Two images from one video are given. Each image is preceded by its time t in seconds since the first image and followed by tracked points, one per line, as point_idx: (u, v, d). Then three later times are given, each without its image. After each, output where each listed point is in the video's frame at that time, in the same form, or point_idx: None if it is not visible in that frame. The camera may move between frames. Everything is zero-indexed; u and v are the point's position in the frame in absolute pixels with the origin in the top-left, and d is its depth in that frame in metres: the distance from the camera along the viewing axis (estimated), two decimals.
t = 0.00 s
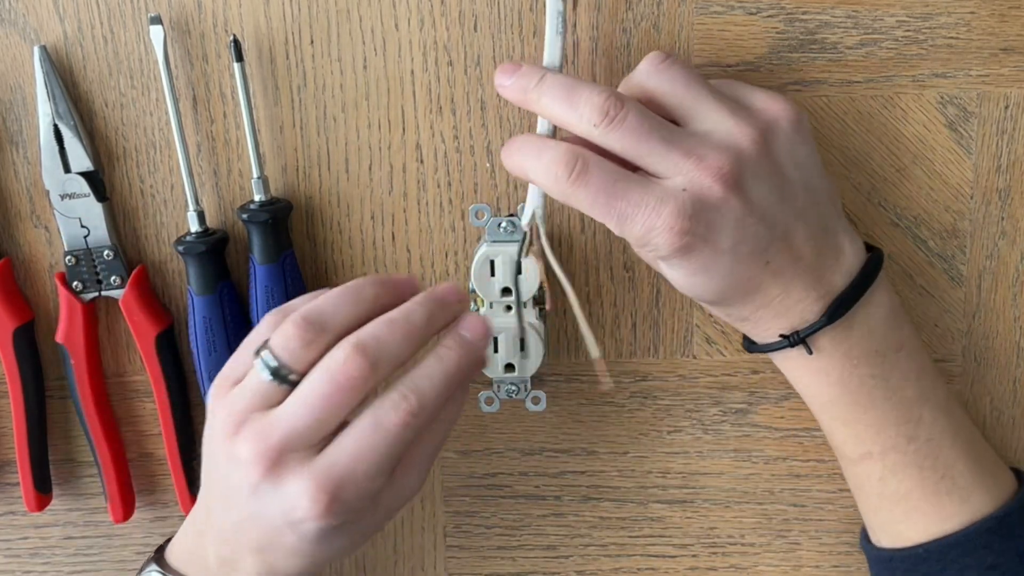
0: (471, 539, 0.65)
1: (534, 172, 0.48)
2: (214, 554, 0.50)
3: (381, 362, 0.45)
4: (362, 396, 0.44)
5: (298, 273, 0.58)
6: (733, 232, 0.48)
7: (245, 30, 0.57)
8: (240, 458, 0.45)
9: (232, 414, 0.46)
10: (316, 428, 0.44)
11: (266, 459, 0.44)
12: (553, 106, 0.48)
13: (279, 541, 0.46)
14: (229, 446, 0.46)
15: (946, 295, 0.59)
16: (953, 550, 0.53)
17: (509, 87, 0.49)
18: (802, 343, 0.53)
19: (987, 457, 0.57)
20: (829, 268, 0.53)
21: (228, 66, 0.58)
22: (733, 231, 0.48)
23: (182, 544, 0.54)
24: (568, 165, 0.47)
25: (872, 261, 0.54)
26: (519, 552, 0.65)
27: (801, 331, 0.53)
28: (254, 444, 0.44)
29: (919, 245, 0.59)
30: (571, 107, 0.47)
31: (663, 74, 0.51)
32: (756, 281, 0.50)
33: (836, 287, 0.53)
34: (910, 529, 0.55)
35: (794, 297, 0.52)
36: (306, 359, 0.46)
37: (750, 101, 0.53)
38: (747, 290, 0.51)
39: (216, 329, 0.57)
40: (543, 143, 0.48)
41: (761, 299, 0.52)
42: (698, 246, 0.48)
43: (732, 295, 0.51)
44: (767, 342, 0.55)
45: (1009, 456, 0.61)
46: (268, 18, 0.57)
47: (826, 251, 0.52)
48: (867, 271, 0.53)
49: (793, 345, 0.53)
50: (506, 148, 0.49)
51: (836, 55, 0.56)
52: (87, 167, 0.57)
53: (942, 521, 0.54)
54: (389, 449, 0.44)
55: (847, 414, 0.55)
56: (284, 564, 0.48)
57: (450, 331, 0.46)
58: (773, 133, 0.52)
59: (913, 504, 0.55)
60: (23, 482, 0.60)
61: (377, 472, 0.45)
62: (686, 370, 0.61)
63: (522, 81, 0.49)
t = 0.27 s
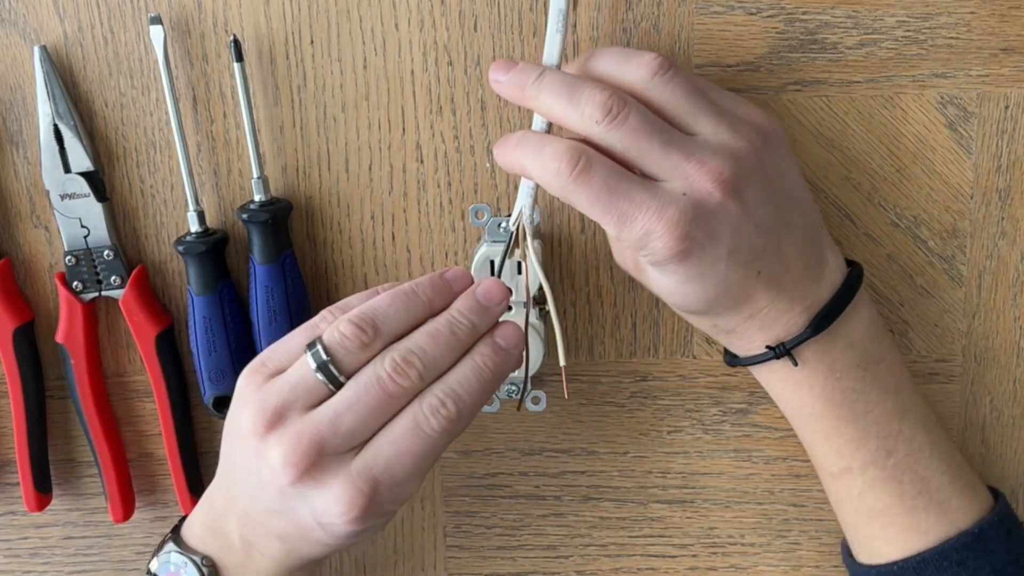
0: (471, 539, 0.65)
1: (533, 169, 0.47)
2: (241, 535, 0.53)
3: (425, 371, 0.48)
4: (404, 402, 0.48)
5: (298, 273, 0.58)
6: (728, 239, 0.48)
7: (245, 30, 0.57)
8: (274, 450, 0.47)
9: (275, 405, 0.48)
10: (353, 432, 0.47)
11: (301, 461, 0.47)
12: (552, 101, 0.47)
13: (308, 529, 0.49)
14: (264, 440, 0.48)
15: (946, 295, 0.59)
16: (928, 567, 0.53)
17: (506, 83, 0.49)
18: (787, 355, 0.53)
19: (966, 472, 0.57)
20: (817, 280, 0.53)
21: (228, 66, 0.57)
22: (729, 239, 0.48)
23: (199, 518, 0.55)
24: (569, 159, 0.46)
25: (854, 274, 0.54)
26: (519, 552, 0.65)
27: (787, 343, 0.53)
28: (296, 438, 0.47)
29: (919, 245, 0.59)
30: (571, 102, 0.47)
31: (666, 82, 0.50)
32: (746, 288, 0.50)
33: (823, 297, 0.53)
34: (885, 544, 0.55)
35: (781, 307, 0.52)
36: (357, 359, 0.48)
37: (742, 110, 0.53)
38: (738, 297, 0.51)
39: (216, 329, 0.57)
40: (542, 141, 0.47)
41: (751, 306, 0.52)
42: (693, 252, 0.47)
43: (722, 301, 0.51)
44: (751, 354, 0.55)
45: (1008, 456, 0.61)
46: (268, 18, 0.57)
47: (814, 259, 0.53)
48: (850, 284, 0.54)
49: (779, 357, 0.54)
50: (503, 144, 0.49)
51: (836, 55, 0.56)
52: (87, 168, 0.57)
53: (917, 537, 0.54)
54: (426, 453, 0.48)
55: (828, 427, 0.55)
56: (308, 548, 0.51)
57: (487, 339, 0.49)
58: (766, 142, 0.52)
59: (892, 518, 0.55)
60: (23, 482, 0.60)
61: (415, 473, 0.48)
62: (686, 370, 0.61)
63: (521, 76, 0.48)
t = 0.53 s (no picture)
0: (471, 539, 0.65)
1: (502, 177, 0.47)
2: (219, 511, 0.53)
3: (387, 343, 0.47)
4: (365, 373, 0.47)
5: (298, 273, 0.58)
6: (691, 268, 0.48)
7: (245, 30, 0.57)
8: (238, 417, 0.47)
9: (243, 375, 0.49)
10: (315, 400, 0.47)
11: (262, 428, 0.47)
12: (536, 106, 0.47)
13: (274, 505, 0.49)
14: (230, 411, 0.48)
15: (946, 294, 0.59)
16: None
17: (493, 74, 0.48)
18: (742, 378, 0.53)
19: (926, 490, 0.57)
20: (778, 307, 0.53)
21: (228, 66, 0.58)
22: (690, 272, 0.48)
23: (192, 494, 0.55)
24: (537, 178, 0.46)
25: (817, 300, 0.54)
26: (519, 552, 0.65)
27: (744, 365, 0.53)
28: (259, 405, 0.47)
29: (919, 245, 0.59)
30: (553, 110, 0.47)
31: (640, 107, 0.49)
32: (708, 315, 0.51)
33: (786, 320, 0.53)
34: (847, 562, 0.55)
35: (742, 328, 0.52)
36: (327, 331, 0.49)
37: (715, 135, 0.53)
38: (699, 323, 0.51)
39: (216, 329, 0.57)
40: (513, 150, 0.47)
41: (711, 331, 0.52)
42: (655, 279, 0.47)
43: (684, 324, 0.51)
44: (710, 373, 0.55)
45: (1008, 456, 0.61)
46: (268, 18, 0.57)
47: (777, 286, 0.53)
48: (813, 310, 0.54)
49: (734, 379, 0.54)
50: (473, 140, 0.47)
51: (836, 55, 0.56)
52: (87, 168, 0.57)
53: (881, 555, 0.54)
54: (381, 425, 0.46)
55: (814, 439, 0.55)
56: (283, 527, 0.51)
57: (451, 315, 0.48)
58: (739, 172, 0.52)
59: (852, 537, 0.55)
60: (23, 482, 0.60)
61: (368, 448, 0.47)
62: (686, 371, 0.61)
63: (510, 71, 0.48)
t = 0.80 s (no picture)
0: (471, 539, 0.65)
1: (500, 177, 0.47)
2: (223, 509, 0.53)
3: (391, 341, 0.47)
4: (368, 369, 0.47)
5: (298, 273, 0.58)
6: (690, 261, 0.48)
7: (245, 31, 0.57)
8: (240, 412, 0.47)
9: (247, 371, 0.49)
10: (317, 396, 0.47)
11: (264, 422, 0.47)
12: (531, 110, 0.47)
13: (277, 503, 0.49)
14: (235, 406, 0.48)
15: (946, 295, 0.59)
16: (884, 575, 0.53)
17: (490, 78, 0.48)
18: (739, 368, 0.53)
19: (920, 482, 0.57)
20: (773, 301, 0.53)
21: (228, 66, 0.58)
22: (690, 264, 0.48)
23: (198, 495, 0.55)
24: (536, 176, 0.46)
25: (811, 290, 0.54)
26: (519, 552, 0.65)
27: (740, 355, 0.53)
28: (262, 401, 0.47)
29: (919, 245, 0.59)
30: (548, 115, 0.47)
31: (635, 103, 0.49)
32: (707, 309, 0.51)
33: (781, 313, 0.53)
34: (841, 553, 0.55)
35: (738, 321, 0.52)
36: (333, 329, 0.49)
37: (708, 130, 0.53)
38: (696, 317, 0.51)
39: (217, 329, 0.57)
40: (512, 150, 0.47)
41: (706, 326, 0.52)
42: (656, 273, 0.47)
43: (681, 318, 0.51)
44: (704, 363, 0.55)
45: (1008, 456, 0.61)
46: (268, 18, 0.57)
47: (772, 280, 0.53)
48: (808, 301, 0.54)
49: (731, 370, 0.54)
50: (472, 140, 0.47)
51: (836, 55, 0.56)
52: (87, 167, 0.57)
53: (876, 546, 0.55)
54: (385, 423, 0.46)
55: (812, 439, 0.55)
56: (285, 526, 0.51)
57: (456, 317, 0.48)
58: (736, 166, 0.52)
59: (846, 528, 0.55)
60: (23, 482, 0.60)
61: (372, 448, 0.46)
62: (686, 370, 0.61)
63: (505, 75, 0.48)
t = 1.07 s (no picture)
0: (471, 539, 0.65)
1: (501, 183, 0.47)
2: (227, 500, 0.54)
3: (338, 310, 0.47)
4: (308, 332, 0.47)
5: (298, 272, 0.59)
6: (697, 254, 0.48)
7: (245, 30, 0.57)
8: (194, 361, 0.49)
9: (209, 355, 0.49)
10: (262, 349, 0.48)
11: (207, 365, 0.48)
12: (530, 117, 0.47)
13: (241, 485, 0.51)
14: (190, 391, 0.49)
15: (945, 294, 0.59)
16: (889, 569, 0.53)
17: (488, 86, 0.48)
18: (742, 365, 0.54)
19: (922, 478, 0.57)
20: (775, 296, 0.53)
21: (228, 66, 0.58)
22: (696, 257, 0.48)
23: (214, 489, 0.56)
24: (538, 178, 0.46)
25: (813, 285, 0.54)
26: (519, 552, 0.65)
27: (743, 352, 0.53)
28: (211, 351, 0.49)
29: (919, 245, 0.59)
30: (549, 121, 0.47)
31: (633, 102, 0.49)
32: (712, 303, 0.51)
33: (783, 308, 0.53)
34: (847, 549, 0.55)
35: (742, 316, 0.53)
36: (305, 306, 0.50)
37: (706, 126, 0.53)
38: (701, 312, 0.51)
39: (217, 329, 0.57)
40: (513, 156, 0.46)
41: (711, 321, 0.52)
42: (663, 267, 0.47)
43: (686, 314, 0.51)
44: (707, 359, 0.55)
45: (1008, 456, 0.61)
46: (268, 18, 0.57)
47: (775, 275, 0.53)
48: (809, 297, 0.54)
49: (734, 367, 0.54)
50: (473, 147, 0.47)
51: (836, 55, 0.56)
52: (87, 167, 0.57)
53: (880, 541, 0.55)
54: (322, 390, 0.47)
55: (812, 439, 0.55)
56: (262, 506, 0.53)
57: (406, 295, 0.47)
58: (736, 162, 0.52)
59: (851, 524, 0.55)
60: (23, 482, 0.60)
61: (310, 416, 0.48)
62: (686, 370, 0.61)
63: (504, 84, 0.48)
